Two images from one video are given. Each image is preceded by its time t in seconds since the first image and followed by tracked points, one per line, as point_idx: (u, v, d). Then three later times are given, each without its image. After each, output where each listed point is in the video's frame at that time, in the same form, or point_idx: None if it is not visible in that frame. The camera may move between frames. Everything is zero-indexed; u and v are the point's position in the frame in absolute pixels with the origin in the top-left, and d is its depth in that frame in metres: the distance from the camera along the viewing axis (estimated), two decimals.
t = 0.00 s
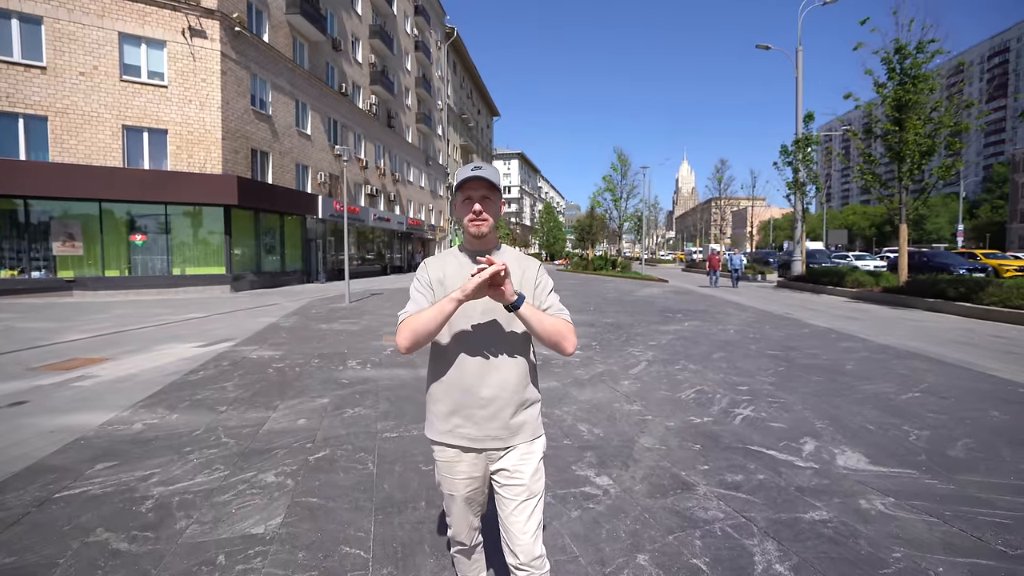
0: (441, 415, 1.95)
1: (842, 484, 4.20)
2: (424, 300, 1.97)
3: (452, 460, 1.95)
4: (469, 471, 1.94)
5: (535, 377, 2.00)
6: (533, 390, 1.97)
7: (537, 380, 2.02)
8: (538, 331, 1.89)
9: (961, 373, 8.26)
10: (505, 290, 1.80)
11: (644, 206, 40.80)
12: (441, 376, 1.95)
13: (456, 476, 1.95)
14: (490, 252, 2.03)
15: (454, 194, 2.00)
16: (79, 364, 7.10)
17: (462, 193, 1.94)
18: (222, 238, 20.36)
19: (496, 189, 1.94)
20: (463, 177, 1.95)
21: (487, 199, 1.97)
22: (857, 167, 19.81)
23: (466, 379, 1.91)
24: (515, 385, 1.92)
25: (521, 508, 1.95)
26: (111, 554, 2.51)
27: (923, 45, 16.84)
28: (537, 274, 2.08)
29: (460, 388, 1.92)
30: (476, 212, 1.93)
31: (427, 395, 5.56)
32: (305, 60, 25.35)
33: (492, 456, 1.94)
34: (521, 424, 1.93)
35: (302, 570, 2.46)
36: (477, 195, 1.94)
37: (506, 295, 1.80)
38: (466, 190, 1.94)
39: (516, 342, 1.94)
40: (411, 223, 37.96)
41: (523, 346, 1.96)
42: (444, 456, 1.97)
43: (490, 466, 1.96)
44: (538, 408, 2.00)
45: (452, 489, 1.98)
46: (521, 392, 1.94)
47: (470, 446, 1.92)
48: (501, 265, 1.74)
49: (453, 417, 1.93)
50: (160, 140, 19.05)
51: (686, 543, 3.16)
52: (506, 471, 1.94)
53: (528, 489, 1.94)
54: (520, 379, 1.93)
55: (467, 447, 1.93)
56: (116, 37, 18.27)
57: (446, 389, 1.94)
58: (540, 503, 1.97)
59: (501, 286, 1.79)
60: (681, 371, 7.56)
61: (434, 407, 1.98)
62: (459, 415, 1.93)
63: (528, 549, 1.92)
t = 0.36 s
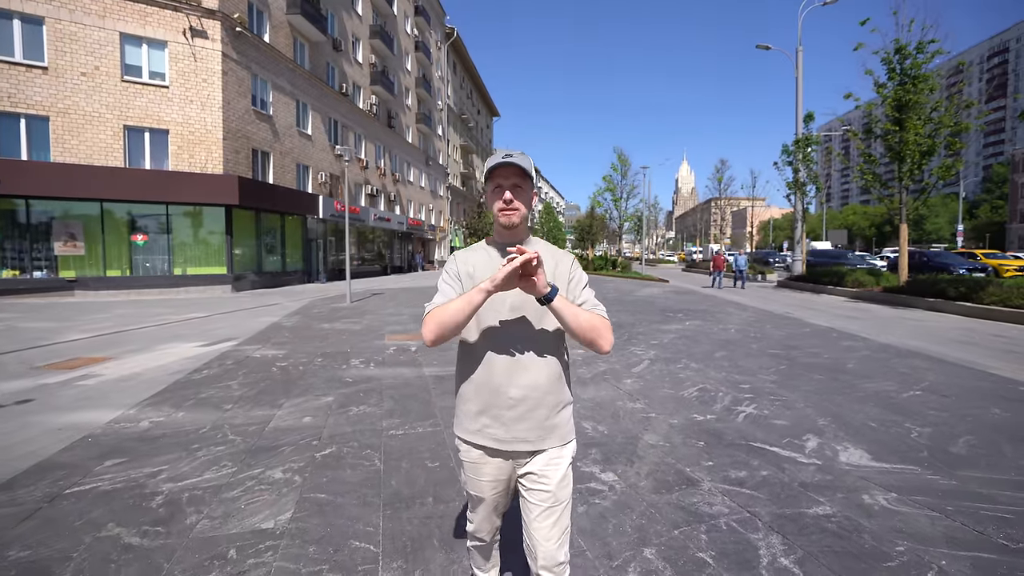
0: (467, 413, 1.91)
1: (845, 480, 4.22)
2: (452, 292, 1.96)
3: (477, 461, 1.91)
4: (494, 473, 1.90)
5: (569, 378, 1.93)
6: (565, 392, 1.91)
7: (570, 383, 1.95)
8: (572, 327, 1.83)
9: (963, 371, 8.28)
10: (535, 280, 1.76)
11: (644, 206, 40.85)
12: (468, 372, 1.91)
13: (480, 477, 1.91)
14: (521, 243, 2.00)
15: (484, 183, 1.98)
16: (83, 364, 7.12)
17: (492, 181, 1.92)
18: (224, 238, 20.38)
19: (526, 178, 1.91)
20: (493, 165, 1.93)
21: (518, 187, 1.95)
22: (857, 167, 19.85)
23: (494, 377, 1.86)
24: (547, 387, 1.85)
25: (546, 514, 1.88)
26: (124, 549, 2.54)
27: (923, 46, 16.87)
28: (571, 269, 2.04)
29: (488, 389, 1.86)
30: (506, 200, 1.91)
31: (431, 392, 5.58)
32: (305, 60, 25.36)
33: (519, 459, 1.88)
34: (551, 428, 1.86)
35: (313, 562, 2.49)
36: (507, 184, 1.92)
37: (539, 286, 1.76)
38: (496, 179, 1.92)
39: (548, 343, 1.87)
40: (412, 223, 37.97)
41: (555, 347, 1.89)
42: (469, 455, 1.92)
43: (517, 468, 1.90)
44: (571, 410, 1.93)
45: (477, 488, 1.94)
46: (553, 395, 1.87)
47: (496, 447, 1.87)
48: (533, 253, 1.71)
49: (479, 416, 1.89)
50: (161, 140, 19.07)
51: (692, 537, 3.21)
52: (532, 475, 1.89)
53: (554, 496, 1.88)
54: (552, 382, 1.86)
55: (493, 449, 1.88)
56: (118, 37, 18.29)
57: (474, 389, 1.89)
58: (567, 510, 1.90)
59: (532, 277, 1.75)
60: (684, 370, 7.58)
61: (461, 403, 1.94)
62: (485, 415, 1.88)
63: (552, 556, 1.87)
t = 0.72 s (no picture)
0: (502, 412, 1.91)
1: (849, 476, 4.25)
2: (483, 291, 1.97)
3: (510, 461, 1.90)
4: (527, 473, 1.89)
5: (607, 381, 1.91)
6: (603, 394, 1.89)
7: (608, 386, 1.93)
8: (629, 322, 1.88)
9: (964, 370, 8.30)
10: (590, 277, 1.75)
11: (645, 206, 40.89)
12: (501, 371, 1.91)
13: (513, 476, 1.90)
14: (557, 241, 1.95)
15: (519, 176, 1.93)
16: (88, 363, 7.13)
17: (529, 175, 1.86)
18: (226, 238, 20.40)
19: (564, 174, 1.85)
20: (531, 159, 1.86)
21: (556, 183, 1.90)
22: (857, 168, 19.88)
23: (531, 378, 1.84)
24: (585, 392, 1.84)
25: (578, 516, 1.87)
26: (139, 544, 2.56)
27: (924, 47, 16.92)
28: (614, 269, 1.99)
29: (527, 393, 1.85)
30: (543, 196, 1.85)
31: (436, 392, 5.60)
32: (307, 61, 25.38)
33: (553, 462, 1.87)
34: (587, 432, 1.85)
35: (327, 557, 2.51)
36: (545, 178, 1.86)
37: (606, 281, 1.72)
38: (531, 173, 1.87)
39: (588, 348, 1.85)
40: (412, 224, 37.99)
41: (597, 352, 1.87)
42: (502, 454, 1.92)
43: (550, 468, 1.89)
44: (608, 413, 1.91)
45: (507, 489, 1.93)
46: (591, 400, 1.86)
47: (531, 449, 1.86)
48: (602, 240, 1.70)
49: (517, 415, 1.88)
50: (163, 140, 19.09)
51: (700, 533, 3.26)
52: (566, 477, 1.87)
53: (588, 499, 1.86)
54: (591, 387, 1.85)
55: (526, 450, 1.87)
56: (120, 38, 18.32)
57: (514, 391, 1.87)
58: (600, 513, 1.88)
59: (598, 272, 1.73)
60: (687, 369, 7.62)
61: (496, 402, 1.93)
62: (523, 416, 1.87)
63: (579, 556, 1.85)
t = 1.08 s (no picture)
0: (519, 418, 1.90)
1: (840, 473, 4.30)
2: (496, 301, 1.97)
3: (526, 465, 1.88)
4: (542, 477, 1.86)
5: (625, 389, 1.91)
6: (621, 401, 1.90)
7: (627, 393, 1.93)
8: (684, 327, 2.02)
9: (950, 369, 8.43)
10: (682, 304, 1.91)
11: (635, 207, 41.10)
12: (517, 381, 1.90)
13: (527, 481, 1.87)
14: (578, 248, 1.90)
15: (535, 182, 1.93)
16: (78, 365, 7.03)
17: (547, 181, 1.85)
18: (215, 238, 20.24)
19: (584, 180, 1.84)
20: (549, 164, 1.85)
21: (576, 189, 1.87)
22: (844, 169, 20.11)
23: (549, 387, 1.84)
24: (603, 400, 1.84)
25: (592, 518, 1.86)
26: (135, 548, 2.54)
27: (910, 50, 17.15)
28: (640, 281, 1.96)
29: (546, 399, 1.84)
30: (562, 204, 1.84)
31: (431, 392, 5.60)
32: (297, 60, 25.24)
33: (568, 466, 1.86)
34: (603, 438, 1.86)
35: (327, 559, 2.50)
36: (564, 184, 1.85)
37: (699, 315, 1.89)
38: (548, 179, 1.86)
39: (609, 359, 1.84)
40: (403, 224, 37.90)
41: (618, 363, 1.86)
42: (517, 460, 1.90)
43: (566, 471, 1.88)
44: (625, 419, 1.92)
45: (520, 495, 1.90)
46: (608, 406, 1.86)
47: (547, 453, 1.86)
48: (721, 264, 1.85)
49: (534, 420, 1.88)
50: (151, 139, 18.89)
51: (696, 530, 3.29)
52: (581, 481, 1.86)
53: (603, 501, 1.86)
54: (609, 395, 1.86)
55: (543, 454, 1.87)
56: (107, 35, 18.09)
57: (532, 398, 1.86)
58: (613, 516, 1.88)
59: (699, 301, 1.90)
60: (680, 368, 7.66)
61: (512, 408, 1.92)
62: (540, 421, 1.87)
63: (591, 557, 1.85)
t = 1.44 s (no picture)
0: (515, 421, 1.88)
1: (822, 468, 4.36)
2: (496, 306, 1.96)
3: (520, 468, 1.85)
4: (539, 479, 1.84)
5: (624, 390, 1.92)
6: (619, 403, 1.90)
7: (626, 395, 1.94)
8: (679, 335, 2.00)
9: (925, 365, 8.62)
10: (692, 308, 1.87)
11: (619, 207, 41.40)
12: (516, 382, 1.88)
13: (523, 484, 1.84)
14: (576, 251, 1.89)
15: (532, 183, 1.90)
16: (54, 368, 6.86)
17: (546, 184, 1.83)
18: (194, 238, 19.90)
19: (584, 182, 1.83)
20: (547, 167, 1.84)
21: (573, 191, 1.87)
22: (823, 171, 20.45)
23: (548, 390, 1.83)
24: (602, 402, 1.85)
25: (590, 521, 1.87)
26: (119, 555, 2.48)
27: (885, 55, 17.49)
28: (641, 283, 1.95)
29: (545, 402, 1.83)
30: (561, 206, 1.83)
31: (418, 393, 5.56)
32: (279, 57, 24.93)
33: (567, 469, 1.86)
34: (602, 441, 1.86)
35: (317, 562, 2.47)
36: (563, 186, 1.84)
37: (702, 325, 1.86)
38: (549, 180, 1.84)
39: (609, 361, 1.84)
40: (387, 224, 37.64)
41: (618, 366, 1.86)
42: (512, 463, 1.87)
43: (563, 473, 1.87)
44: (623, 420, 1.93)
45: (513, 500, 1.86)
46: (607, 409, 1.87)
47: (545, 455, 1.84)
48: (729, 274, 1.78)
49: (532, 423, 1.86)
50: (128, 137, 18.51)
51: (684, 526, 3.31)
52: (579, 484, 1.86)
53: (601, 504, 1.86)
54: (608, 398, 1.86)
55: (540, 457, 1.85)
56: (81, 29, 17.65)
57: (530, 401, 1.84)
58: (610, 517, 1.89)
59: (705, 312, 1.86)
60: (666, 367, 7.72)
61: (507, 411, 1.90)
62: (539, 424, 1.86)
63: (589, 559, 1.86)
